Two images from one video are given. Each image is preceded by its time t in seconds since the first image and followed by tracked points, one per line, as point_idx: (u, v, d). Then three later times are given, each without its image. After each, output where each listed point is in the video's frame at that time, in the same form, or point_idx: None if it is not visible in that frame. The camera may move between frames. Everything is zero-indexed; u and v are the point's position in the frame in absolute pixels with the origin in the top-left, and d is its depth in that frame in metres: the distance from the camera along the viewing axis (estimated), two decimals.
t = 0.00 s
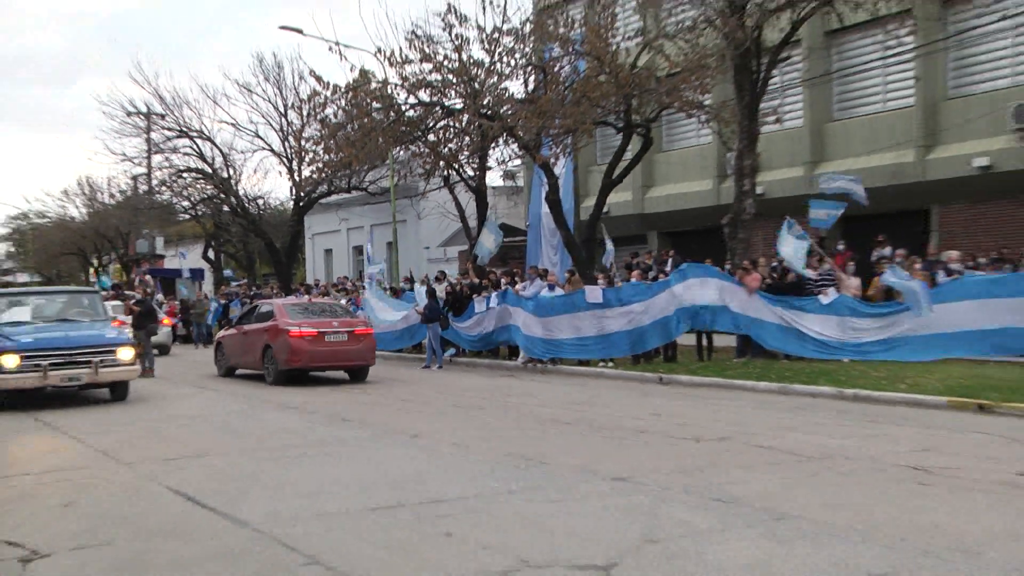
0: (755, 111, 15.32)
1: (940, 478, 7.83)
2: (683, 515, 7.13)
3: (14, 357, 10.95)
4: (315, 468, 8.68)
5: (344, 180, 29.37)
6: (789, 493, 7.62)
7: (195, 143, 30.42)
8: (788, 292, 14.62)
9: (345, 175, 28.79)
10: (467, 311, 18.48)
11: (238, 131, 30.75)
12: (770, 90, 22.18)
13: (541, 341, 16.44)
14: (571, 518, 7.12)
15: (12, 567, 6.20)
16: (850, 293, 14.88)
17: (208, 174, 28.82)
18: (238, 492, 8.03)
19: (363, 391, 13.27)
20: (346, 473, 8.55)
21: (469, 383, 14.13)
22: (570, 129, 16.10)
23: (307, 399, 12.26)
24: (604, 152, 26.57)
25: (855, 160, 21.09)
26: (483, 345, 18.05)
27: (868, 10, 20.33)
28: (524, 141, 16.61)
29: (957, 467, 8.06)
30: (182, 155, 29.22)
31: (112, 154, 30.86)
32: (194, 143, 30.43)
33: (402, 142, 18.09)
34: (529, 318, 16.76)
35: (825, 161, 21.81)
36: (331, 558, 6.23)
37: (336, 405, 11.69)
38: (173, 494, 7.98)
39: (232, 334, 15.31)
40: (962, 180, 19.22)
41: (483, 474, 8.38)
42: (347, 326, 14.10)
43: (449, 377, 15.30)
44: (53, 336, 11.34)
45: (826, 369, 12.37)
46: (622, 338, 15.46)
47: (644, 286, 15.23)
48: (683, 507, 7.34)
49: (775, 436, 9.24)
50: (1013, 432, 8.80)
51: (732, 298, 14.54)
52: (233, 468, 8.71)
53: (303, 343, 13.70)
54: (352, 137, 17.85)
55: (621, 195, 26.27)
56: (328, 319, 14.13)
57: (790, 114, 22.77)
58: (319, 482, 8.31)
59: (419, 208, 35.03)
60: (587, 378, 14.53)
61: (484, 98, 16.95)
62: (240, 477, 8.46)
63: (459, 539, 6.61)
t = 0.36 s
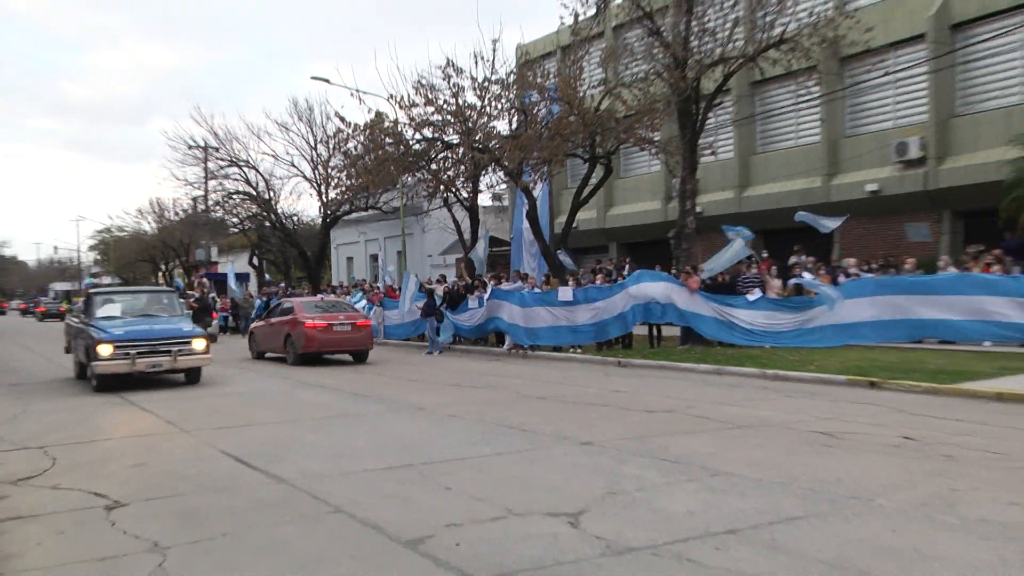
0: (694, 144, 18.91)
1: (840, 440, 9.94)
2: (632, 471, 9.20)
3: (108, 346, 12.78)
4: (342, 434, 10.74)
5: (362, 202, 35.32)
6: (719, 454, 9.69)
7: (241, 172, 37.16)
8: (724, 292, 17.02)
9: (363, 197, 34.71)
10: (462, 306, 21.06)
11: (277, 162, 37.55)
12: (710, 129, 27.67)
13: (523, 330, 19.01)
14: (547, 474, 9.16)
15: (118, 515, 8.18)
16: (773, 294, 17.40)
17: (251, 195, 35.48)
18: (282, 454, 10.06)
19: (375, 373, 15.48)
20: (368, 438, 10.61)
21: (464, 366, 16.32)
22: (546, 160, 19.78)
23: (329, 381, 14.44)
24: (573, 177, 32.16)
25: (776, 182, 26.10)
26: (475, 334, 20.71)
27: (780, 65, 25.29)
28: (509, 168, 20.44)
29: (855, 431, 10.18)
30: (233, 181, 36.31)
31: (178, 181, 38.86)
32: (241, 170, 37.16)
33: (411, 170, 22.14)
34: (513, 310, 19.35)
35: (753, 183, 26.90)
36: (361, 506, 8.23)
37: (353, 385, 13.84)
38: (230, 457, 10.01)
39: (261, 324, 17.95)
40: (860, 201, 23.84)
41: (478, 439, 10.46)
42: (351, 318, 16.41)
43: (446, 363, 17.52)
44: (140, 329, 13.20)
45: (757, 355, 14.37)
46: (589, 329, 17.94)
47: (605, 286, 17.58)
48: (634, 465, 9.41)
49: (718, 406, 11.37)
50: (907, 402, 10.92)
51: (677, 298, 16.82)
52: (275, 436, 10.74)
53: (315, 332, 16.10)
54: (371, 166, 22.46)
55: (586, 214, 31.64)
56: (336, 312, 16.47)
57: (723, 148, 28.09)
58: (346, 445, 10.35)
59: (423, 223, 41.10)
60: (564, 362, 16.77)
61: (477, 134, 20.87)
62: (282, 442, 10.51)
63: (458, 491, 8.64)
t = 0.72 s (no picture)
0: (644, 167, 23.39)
1: (766, 413, 12.08)
2: (594, 439, 11.26)
3: (167, 339, 14.90)
4: (356, 413, 12.79)
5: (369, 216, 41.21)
6: (665, 425, 11.82)
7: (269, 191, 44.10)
8: (672, 290, 19.92)
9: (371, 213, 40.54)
10: (453, 304, 24.37)
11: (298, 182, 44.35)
12: (661, 155, 32.74)
13: (504, 324, 22.23)
14: (522, 441, 11.26)
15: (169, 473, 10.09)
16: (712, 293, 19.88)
17: (278, 210, 43.66)
18: (306, 428, 12.07)
19: (379, 362, 17.75)
20: (377, 414, 12.68)
21: (456, 355, 18.61)
22: (523, 179, 24.63)
23: (340, 369, 16.69)
24: (547, 195, 38.35)
25: (712, 200, 30.59)
26: (464, 327, 24.01)
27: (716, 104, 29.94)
28: (492, 189, 25.08)
29: (779, 406, 12.34)
30: (262, 200, 44.50)
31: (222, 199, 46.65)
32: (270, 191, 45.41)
33: (411, 190, 26.81)
34: (495, 307, 22.54)
35: (696, 200, 31.38)
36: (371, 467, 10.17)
37: (361, 372, 16.06)
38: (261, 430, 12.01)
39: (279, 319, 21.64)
40: (785, 216, 27.92)
41: (471, 415, 12.55)
42: (350, 313, 19.71)
43: (440, 352, 19.81)
44: (195, 324, 15.35)
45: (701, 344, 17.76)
46: (558, 322, 21.08)
47: (572, 287, 20.63)
48: (595, 434, 11.48)
49: (672, 387, 13.58)
50: (827, 384, 13.15)
51: (631, 296, 19.77)
52: (299, 414, 12.78)
53: (320, 325, 19.49)
54: (377, 187, 27.13)
55: (558, 227, 37.48)
56: (337, 309, 19.82)
57: (671, 170, 32.66)
58: (360, 421, 12.40)
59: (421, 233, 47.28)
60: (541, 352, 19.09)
61: (466, 160, 25.61)
62: (304, 419, 12.54)
63: (449, 456, 10.60)
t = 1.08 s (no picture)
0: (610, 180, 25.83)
1: (715, 394, 13.40)
2: (558, 412, 12.52)
3: (194, 334, 16.43)
4: (349, 400, 14.15)
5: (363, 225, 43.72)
6: (624, 402, 13.11)
7: (273, 203, 46.48)
8: (631, 291, 22.95)
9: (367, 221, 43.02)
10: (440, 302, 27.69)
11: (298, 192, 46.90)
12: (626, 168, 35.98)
13: (484, 320, 25.50)
14: (497, 416, 12.65)
15: (184, 439, 11.39)
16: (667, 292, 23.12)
17: (283, 218, 45.34)
18: (304, 411, 13.44)
19: (374, 356, 19.22)
20: (369, 401, 14.05)
21: (444, 349, 20.11)
22: (501, 191, 27.37)
23: (339, 362, 18.17)
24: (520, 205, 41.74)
25: (672, 211, 34.36)
26: (448, 324, 27.23)
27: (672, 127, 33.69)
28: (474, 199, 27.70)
29: (728, 391, 13.67)
30: (270, 210, 46.06)
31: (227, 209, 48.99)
32: (276, 203, 47.05)
33: (400, 199, 29.18)
34: (477, 306, 25.80)
35: (654, 211, 35.30)
36: (355, 434, 11.33)
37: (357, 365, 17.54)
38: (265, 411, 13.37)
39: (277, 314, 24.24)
40: (730, 226, 31.75)
41: (452, 400, 13.91)
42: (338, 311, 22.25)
43: (430, 347, 21.30)
44: (218, 321, 16.89)
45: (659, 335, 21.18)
46: (532, 318, 24.31)
47: (546, 287, 23.84)
48: (559, 410, 12.73)
49: (636, 378, 15.05)
50: (777, 376, 14.70)
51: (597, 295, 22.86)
52: (300, 401, 14.18)
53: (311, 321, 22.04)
54: (369, 197, 29.51)
55: (531, 234, 40.85)
56: (326, 307, 22.40)
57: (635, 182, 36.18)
58: (351, 406, 13.74)
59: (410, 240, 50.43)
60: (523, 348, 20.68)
61: (450, 173, 28.20)
62: (305, 404, 13.92)
63: (429, 430, 11.85)
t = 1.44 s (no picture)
0: (590, 180, 25.91)
1: (696, 394, 13.39)
2: (539, 411, 12.48)
3: (183, 336, 16.07)
4: (331, 400, 14.07)
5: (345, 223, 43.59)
6: (605, 401, 13.09)
7: (255, 203, 46.26)
8: (613, 291, 23.06)
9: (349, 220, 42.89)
10: (422, 302, 27.85)
11: (280, 191, 46.74)
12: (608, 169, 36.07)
13: (466, 320, 25.65)
14: (478, 415, 12.61)
15: (165, 439, 11.36)
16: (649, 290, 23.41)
17: (264, 217, 45.16)
18: (286, 411, 13.35)
19: (357, 356, 19.15)
20: (351, 402, 13.96)
21: (428, 349, 20.05)
22: (483, 191, 27.38)
23: (320, 363, 18.08)
24: (502, 206, 41.80)
25: (652, 211, 34.50)
26: (431, 323, 27.40)
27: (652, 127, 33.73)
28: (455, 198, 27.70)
29: (708, 391, 13.65)
30: (251, 209, 45.86)
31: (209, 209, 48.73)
32: (257, 202, 46.89)
33: (381, 199, 29.16)
34: (459, 305, 25.92)
35: (635, 211, 35.38)
36: (336, 433, 11.30)
37: (340, 365, 17.46)
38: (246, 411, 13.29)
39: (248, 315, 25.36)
40: (711, 226, 31.90)
41: (433, 400, 13.85)
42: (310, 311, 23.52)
43: (413, 346, 21.24)
44: (209, 323, 16.55)
45: (640, 335, 21.32)
46: (514, 318, 24.45)
47: (529, 287, 23.96)
48: (540, 409, 12.69)
49: (618, 378, 15.05)
50: (758, 376, 14.73)
51: (580, 295, 22.98)
52: (282, 402, 14.10)
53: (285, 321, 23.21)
54: (351, 197, 29.52)
55: (513, 234, 40.90)
56: (299, 308, 23.67)
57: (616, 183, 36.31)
58: (333, 406, 13.66)
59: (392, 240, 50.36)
60: (506, 348, 20.62)
61: (432, 173, 28.19)
62: (287, 405, 13.85)
63: (409, 428, 11.79)
